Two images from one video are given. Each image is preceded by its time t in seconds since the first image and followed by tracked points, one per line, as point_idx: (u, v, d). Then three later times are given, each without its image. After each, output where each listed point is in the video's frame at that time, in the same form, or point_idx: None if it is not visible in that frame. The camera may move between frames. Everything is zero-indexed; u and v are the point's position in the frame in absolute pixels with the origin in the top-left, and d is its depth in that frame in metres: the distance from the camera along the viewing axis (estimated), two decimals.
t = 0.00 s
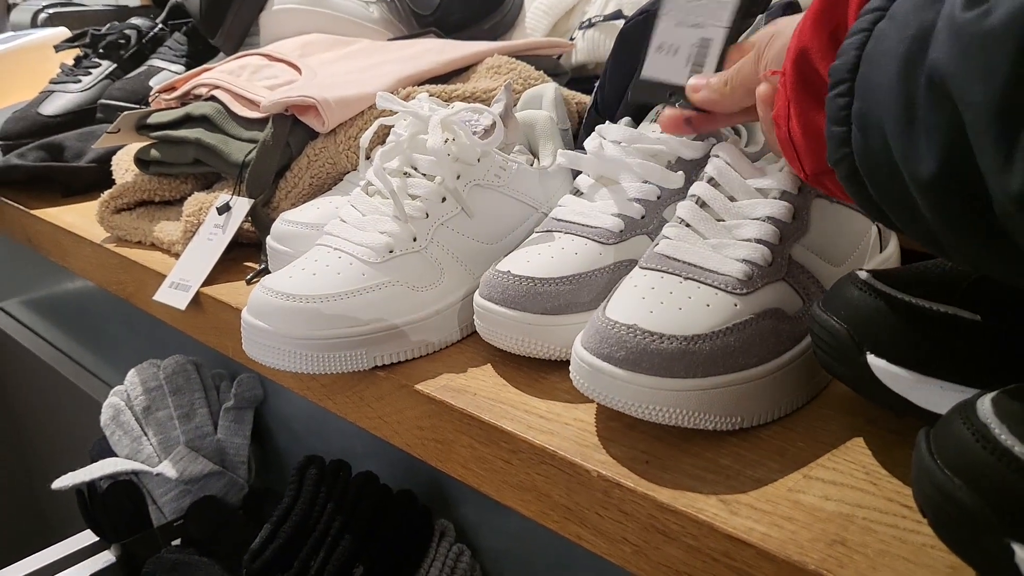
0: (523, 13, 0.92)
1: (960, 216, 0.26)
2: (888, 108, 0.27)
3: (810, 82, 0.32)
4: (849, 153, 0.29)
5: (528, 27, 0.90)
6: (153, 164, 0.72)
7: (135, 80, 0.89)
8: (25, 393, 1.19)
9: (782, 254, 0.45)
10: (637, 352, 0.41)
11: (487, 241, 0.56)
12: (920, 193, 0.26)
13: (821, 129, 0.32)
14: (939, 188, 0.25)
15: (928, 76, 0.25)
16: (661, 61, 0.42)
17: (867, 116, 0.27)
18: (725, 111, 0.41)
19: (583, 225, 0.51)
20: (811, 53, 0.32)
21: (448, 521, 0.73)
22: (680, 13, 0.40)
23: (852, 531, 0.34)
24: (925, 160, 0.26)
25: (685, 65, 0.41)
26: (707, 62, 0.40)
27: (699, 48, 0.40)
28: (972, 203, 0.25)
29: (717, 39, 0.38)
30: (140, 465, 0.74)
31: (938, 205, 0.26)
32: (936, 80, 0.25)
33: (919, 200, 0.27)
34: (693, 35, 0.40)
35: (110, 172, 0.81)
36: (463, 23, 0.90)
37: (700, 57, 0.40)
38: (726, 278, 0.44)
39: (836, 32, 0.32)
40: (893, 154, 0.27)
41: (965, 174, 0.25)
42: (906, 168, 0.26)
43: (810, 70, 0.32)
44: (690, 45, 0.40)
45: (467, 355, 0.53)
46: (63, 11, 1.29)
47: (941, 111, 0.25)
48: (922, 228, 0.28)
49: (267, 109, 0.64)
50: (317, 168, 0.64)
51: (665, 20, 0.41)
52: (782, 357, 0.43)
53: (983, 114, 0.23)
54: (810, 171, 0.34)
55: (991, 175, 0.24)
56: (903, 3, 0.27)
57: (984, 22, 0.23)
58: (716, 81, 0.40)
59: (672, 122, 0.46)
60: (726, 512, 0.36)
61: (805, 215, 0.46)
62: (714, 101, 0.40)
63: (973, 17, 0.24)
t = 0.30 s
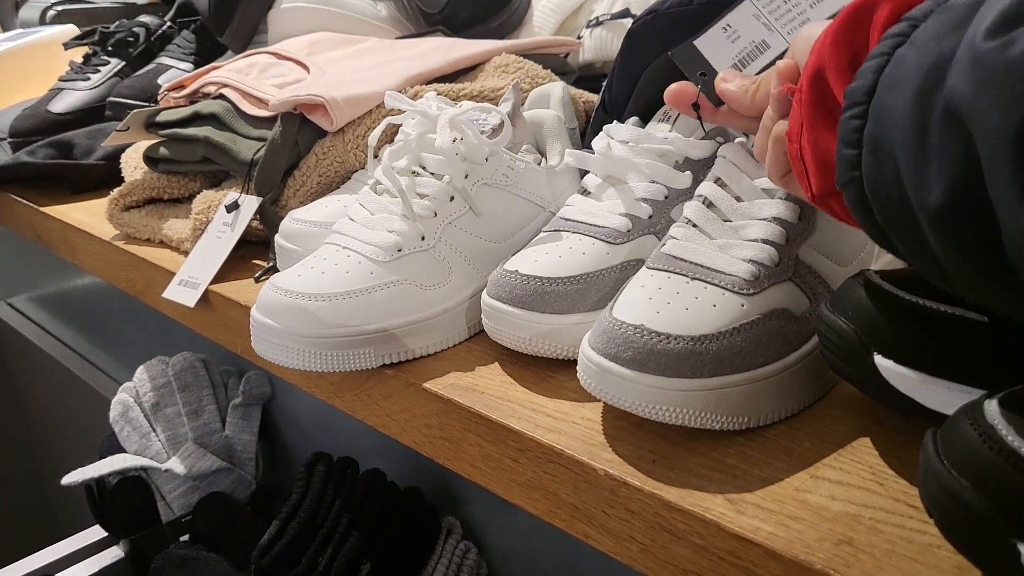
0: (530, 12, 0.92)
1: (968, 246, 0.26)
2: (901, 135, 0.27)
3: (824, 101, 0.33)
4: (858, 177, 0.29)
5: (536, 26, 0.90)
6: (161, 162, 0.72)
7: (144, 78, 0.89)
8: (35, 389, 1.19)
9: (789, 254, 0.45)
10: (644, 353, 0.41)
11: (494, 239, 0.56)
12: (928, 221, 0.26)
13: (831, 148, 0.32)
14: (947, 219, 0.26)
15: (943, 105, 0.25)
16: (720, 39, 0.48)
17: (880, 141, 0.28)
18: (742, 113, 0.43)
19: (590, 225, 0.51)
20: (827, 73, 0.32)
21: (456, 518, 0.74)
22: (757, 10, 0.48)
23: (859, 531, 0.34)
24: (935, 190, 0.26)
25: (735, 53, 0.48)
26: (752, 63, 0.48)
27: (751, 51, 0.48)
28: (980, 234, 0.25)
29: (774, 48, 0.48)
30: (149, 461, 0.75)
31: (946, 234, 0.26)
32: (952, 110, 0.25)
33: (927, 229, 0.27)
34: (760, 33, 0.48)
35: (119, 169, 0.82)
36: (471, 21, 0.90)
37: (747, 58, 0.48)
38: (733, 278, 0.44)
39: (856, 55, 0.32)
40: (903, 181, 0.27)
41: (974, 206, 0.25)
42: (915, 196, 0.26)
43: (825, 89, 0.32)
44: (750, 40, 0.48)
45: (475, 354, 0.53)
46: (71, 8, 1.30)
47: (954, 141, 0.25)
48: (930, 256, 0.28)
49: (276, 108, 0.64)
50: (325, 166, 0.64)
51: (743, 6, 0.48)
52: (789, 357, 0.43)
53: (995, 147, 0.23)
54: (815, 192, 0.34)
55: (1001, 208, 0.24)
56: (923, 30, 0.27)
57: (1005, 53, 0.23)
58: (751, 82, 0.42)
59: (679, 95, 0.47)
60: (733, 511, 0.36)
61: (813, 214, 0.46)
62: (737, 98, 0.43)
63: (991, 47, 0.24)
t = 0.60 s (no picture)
0: (535, 13, 0.93)
1: (972, 266, 0.26)
2: (909, 153, 0.27)
3: (833, 118, 0.33)
4: (866, 195, 0.29)
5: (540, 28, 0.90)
6: (167, 162, 0.72)
7: (150, 78, 0.89)
8: (40, 388, 1.20)
9: (793, 257, 0.45)
10: (648, 355, 0.42)
11: (499, 241, 0.57)
12: (934, 238, 0.27)
13: (840, 162, 0.33)
14: (952, 238, 0.26)
15: (951, 125, 0.26)
16: (741, 48, 0.47)
17: (887, 159, 0.28)
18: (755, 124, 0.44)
19: (595, 227, 0.51)
20: (836, 90, 0.33)
21: (459, 518, 0.74)
22: (781, 23, 0.47)
23: (862, 532, 0.34)
24: (941, 209, 0.26)
25: (754, 63, 0.47)
26: (770, 75, 0.47)
27: (771, 62, 0.47)
28: (985, 254, 0.26)
29: (794, 63, 0.47)
30: (154, 460, 0.75)
31: (951, 253, 0.26)
32: (961, 128, 0.25)
33: (933, 248, 0.27)
34: (781, 46, 0.47)
35: (125, 169, 0.82)
36: (475, 22, 0.90)
37: (765, 69, 0.47)
38: (737, 281, 0.44)
39: (866, 74, 0.32)
40: (910, 200, 0.27)
41: (979, 226, 0.25)
42: (922, 215, 0.27)
43: (835, 106, 0.33)
44: (771, 52, 0.47)
45: (479, 355, 0.53)
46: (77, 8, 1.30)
47: (961, 160, 0.25)
48: (936, 275, 0.28)
49: (282, 109, 0.64)
50: (330, 168, 0.65)
51: (767, 17, 0.47)
52: (792, 360, 0.43)
53: (1002, 166, 0.24)
54: (824, 208, 0.34)
55: (1006, 229, 0.24)
56: (933, 49, 0.27)
57: (1012, 74, 0.24)
58: (765, 95, 0.43)
59: (694, 98, 0.48)
60: (737, 513, 0.37)
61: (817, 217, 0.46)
62: (750, 108, 0.43)
63: (998, 67, 0.24)
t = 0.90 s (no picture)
0: (535, 14, 0.93)
1: (970, 272, 0.26)
2: (907, 159, 0.27)
3: (833, 122, 0.33)
4: (865, 200, 0.29)
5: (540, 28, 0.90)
6: (167, 162, 0.73)
7: (149, 78, 0.89)
8: (39, 387, 1.20)
9: (791, 258, 0.45)
10: (646, 356, 0.42)
11: (498, 242, 0.57)
12: (932, 242, 0.27)
13: (839, 166, 0.33)
14: (950, 243, 0.26)
15: (950, 130, 0.26)
16: (739, 49, 0.47)
17: (886, 164, 0.28)
18: (753, 125, 0.44)
19: (594, 228, 0.51)
20: (836, 95, 0.33)
21: (457, 518, 0.74)
22: (780, 23, 0.47)
23: (858, 533, 0.34)
24: (939, 214, 0.26)
25: (752, 64, 0.47)
26: (768, 76, 0.47)
27: (769, 63, 0.47)
28: (983, 260, 0.26)
29: (792, 64, 0.47)
30: (153, 460, 0.75)
31: (949, 258, 0.26)
32: (958, 134, 0.25)
33: (931, 253, 0.27)
34: (780, 47, 0.47)
35: (124, 169, 0.82)
36: (475, 22, 0.90)
37: (764, 70, 0.47)
38: (735, 283, 0.44)
39: (866, 79, 0.33)
40: (909, 205, 0.27)
41: (977, 231, 0.25)
42: (920, 220, 0.27)
43: (834, 110, 0.33)
44: (769, 53, 0.47)
45: (478, 355, 0.53)
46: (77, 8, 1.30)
47: (959, 166, 0.25)
48: (935, 279, 0.28)
49: (281, 109, 0.64)
50: (329, 168, 0.65)
51: (766, 18, 0.47)
52: (790, 361, 0.43)
53: (998, 172, 0.24)
54: (825, 212, 0.34)
55: (1004, 236, 0.24)
56: (931, 55, 0.27)
57: (1009, 79, 0.24)
58: (764, 96, 0.43)
59: (693, 98, 0.48)
60: (734, 514, 0.37)
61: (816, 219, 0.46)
62: (748, 110, 0.43)
63: (995, 73, 0.24)
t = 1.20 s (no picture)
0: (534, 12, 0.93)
1: (968, 275, 0.26)
2: (906, 160, 0.27)
3: (833, 124, 0.33)
4: (864, 201, 0.29)
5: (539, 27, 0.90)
6: (165, 160, 0.72)
7: (147, 77, 0.89)
8: (38, 385, 1.20)
9: (788, 258, 0.45)
10: (642, 356, 0.42)
11: (495, 241, 0.57)
12: (931, 245, 0.27)
13: (839, 169, 0.33)
14: (948, 246, 0.26)
15: (948, 133, 0.26)
16: (737, 47, 0.47)
17: (885, 166, 0.28)
18: (750, 125, 0.44)
19: (591, 227, 0.51)
20: (835, 96, 0.33)
21: (455, 517, 0.74)
22: (778, 22, 0.47)
23: (854, 534, 0.34)
24: (938, 217, 0.26)
25: (750, 63, 0.47)
26: (766, 75, 0.47)
27: (767, 62, 0.47)
28: (981, 264, 0.25)
29: (791, 63, 0.47)
30: (151, 459, 0.75)
31: (948, 261, 0.26)
32: (957, 136, 0.25)
33: (930, 256, 0.27)
34: (779, 46, 0.47)
35: (122, 168, 0.82)
36: (473, 21, 0.90)
37: (762, 69, 0.47)
38: (731, 282, 0.44)
39: (865, 81, 0.32)
40: (907, 207, 0.27)
41: (975, 235, 0.25)
42: (918, 223, 0.27)
43: (833, 112, 0.33)
44: (768, 51, 0.47)
45: (476, 355, 0.53)
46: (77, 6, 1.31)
47: (958, 169, 0.25)
48: (933, 281, 0.28)
49: (279, 108, 0.64)
50: (327, 167, 0.65)
51: (764, 16, 0.47)
52: (786, 360, 0.43)
53: (998, 174, 0.24)
54: (824, 213, 0.34)
55: (1003, 240, 0.24)
56: (931, 57, 0.27)
57: (1009, 83, 0.24)
58: (762, 96, 0.42)
59: (690, 96, 0.47)
60: (730, 514, 0.37)
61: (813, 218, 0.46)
62: (746, 109, 0.43)
63: (995, 76, 0.24)
